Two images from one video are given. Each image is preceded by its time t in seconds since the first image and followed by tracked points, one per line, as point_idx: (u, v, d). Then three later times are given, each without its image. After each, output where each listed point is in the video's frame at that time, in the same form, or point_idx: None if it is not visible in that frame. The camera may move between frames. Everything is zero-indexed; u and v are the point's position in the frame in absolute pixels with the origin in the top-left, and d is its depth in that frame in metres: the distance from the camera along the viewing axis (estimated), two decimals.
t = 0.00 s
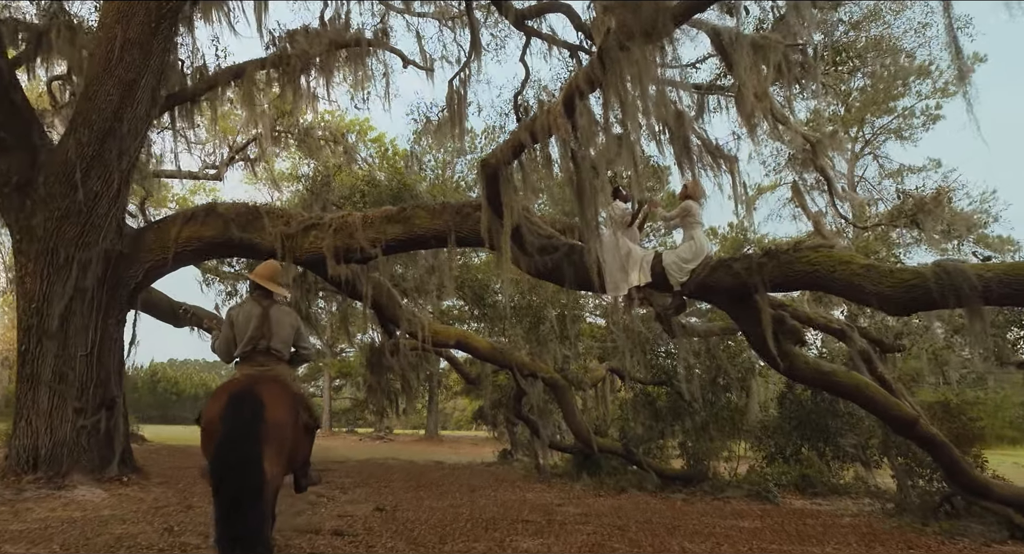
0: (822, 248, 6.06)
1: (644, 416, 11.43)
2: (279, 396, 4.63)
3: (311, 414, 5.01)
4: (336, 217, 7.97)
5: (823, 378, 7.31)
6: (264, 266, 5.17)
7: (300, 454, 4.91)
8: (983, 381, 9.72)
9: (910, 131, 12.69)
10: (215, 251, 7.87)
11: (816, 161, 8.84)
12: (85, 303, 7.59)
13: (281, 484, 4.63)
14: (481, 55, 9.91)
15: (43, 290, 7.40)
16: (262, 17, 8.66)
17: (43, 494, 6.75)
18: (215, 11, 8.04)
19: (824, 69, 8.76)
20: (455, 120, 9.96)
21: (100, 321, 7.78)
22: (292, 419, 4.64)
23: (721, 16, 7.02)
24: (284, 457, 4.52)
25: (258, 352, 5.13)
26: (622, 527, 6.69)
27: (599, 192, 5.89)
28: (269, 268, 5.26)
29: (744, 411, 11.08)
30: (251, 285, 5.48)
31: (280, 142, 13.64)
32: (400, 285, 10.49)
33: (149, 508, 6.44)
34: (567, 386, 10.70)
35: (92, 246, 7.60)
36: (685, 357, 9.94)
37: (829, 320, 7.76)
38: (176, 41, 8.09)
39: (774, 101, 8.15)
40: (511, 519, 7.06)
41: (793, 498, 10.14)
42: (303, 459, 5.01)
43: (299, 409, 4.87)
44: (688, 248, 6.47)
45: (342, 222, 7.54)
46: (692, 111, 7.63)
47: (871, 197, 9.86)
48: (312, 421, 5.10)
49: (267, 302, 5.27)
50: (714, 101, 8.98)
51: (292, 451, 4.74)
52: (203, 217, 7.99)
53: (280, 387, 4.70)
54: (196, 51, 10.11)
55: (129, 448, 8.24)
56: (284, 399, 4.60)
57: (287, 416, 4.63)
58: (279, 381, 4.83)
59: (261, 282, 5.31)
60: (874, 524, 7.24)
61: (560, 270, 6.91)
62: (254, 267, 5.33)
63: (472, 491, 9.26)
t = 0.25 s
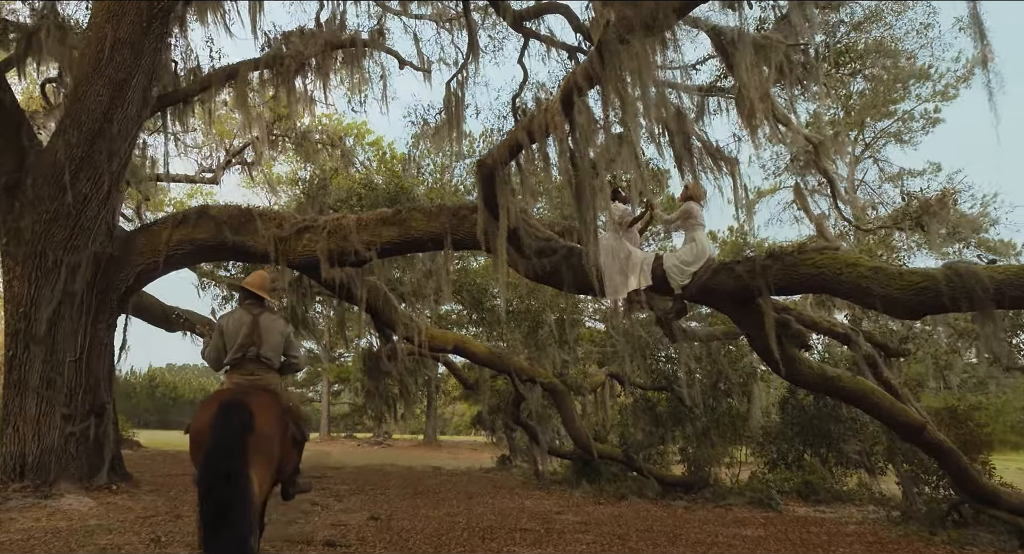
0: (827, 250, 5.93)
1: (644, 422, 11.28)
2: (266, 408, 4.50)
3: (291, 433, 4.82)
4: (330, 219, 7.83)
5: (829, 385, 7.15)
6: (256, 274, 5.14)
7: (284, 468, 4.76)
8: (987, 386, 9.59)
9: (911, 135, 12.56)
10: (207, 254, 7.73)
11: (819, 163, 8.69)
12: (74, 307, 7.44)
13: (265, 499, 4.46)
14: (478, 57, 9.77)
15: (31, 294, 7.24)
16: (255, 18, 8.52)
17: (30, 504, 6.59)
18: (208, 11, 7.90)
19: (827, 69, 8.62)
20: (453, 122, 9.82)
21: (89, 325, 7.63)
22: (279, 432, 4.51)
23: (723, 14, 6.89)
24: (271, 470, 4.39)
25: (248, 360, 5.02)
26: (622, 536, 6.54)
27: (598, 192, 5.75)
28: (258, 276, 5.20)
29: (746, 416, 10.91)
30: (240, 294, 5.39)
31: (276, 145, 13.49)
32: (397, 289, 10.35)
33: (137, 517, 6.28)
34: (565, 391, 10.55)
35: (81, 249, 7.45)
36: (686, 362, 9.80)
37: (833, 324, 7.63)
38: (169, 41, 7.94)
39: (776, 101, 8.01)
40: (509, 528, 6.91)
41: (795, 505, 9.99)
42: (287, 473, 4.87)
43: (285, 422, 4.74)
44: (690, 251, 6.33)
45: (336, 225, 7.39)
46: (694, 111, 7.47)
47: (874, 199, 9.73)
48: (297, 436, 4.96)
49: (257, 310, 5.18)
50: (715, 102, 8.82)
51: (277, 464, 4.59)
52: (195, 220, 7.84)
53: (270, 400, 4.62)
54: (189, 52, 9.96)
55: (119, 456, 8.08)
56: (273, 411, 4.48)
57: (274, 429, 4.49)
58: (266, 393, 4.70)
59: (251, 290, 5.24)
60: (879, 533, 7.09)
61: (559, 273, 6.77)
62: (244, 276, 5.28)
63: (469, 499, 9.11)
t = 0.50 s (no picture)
0: (832, 251, 5.81)
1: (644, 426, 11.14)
2: (257, 410, 4.50)
3: (288, 432, 4.87)
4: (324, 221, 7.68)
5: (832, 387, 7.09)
6: (247, 278, 5.07)
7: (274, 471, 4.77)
8: (991, 390, 9.47)
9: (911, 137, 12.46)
10: (197, 256, 7.58)
11: (820, 164, 8.56)
12: (62, 310, 7.32)
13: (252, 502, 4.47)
14: (475, 57, 9.62)
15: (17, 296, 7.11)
16: (247, 17, 8.37)
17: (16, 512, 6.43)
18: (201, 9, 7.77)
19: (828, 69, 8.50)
20: (449, 123, 9.69)
21: (77, 328, 7.50)
22: (270, 435, 4.51)
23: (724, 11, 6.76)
24: (259, 473, 4.41)
25: (237, 364, 4.89)
26: (622, 544, 6.39)
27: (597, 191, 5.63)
28: (248, 280, 5.11)
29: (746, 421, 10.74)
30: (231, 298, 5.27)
31: (271, 146, 13.34)
32: (393, 292, 10.20)
33: (123, 526, 6.12)
34: (564, 395, 10.40)
35: (69, 250, 7.33)
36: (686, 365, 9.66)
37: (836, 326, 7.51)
38: (160, 40, 7.81)
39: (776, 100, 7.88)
40: (507, 535, 6.77)
41: (797, 512, 9.85)
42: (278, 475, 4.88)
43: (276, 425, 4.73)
44: (691, 252, 6.21)
45: (329, 226, 7.25)
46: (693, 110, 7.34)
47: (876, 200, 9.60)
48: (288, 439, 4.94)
49: (247, 314, 5.06)
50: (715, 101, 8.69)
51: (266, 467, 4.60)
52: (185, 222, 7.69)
53: (260, 402, 4.56)
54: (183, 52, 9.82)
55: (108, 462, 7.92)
56: (263, 414, 4.48)
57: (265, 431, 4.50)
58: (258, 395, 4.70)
59: (241, 294, 5.14)
60: (884, 540, 6.96)
61: (556, 275, 6.63)
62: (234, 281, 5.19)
63: (467, 505, 8.96)
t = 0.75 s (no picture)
0: (836, 250, 5.69)
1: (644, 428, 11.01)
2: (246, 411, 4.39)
3: (276, 433, 4.76)
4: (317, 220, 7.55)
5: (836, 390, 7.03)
6: (238, 284, 4.97)
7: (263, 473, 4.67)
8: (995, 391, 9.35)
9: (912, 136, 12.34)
10: (188, 256, 7.44)
11: (822, 163, 8.43)
12: (49, 312, 7.18)
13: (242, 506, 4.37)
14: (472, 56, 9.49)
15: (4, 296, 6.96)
16: (240, 14, 8.23)
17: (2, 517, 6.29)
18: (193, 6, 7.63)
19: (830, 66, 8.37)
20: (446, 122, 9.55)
21: (65, 330, 7.36)
22: (259, 437, 4.40)
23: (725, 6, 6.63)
24: (248, 476, 4.30)
25: (226, 370, 4.76)
26: (621, 550, 6.26)
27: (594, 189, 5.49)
28: (239, 285, 5.00)
29: (747, 423, 10.65)
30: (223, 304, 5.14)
31: (266, 146, 13.20)
32: (389, 293, 10.07)
33: (110, 532, 5.98)
34: (562, 398, 10.27)
35: (56, 250, 7.18)
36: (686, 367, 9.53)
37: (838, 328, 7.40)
38: (151, 37, 7.67)
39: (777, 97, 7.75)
40: (503, 541, 6.63)
41: (798, 515, 9.71)
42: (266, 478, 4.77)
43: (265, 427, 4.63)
44: (692, 251, 6.06)
45: (322, 226, 7.12)
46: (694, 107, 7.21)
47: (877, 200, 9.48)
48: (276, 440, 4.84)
49: (238, 319, 4.94)
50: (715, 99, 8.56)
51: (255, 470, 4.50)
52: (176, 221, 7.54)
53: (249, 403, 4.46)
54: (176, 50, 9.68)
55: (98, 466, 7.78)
56: (252, 415, 4.37)
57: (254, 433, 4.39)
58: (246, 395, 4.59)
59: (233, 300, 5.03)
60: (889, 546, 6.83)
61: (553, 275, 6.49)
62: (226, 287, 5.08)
63: (464, 509, 8.83)
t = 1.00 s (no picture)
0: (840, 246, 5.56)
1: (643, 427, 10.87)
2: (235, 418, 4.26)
3: (265, 439, 4.63)
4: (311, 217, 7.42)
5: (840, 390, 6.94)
6: (232, 290, 4.84)
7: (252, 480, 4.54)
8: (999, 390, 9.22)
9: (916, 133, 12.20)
10: (179, 254, 7.31)
11: (825, 159, 8.29)
12: (37, 311, 7.04)
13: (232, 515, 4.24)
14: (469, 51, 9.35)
15: None
16: (233, 8, 8.08)
17: None
18: None
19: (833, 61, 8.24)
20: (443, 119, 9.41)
21: (53, 329, 7.22)
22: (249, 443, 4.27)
23: None
24: (239, 484, 4.17)
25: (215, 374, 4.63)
26: None
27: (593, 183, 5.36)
28: (232, 290, 4.87)
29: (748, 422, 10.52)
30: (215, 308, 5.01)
31: (262, 143, 13.05)
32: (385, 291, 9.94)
33: (97, 536, 5.85)
34: (560, 397, 10.13)
35: (45, 248, 7.05)
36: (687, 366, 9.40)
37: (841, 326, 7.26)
38: (142, 31, 7.53)
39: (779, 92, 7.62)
40: (500, 544, 6.51)
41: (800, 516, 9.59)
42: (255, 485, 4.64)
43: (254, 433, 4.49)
44: (693, 248, 5.95)
45: (316, 223, 6.99)
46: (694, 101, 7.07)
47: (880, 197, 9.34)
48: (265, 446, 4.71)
49: (230, 324, 4.81)
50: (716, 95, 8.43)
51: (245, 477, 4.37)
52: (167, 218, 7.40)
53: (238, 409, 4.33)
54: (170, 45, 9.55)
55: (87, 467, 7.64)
56: (242, 422, 4.24)
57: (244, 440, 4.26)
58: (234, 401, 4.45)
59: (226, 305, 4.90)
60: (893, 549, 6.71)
61: (550, 273, 6.37)
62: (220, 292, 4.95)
63: (461, 511, 8.70)
